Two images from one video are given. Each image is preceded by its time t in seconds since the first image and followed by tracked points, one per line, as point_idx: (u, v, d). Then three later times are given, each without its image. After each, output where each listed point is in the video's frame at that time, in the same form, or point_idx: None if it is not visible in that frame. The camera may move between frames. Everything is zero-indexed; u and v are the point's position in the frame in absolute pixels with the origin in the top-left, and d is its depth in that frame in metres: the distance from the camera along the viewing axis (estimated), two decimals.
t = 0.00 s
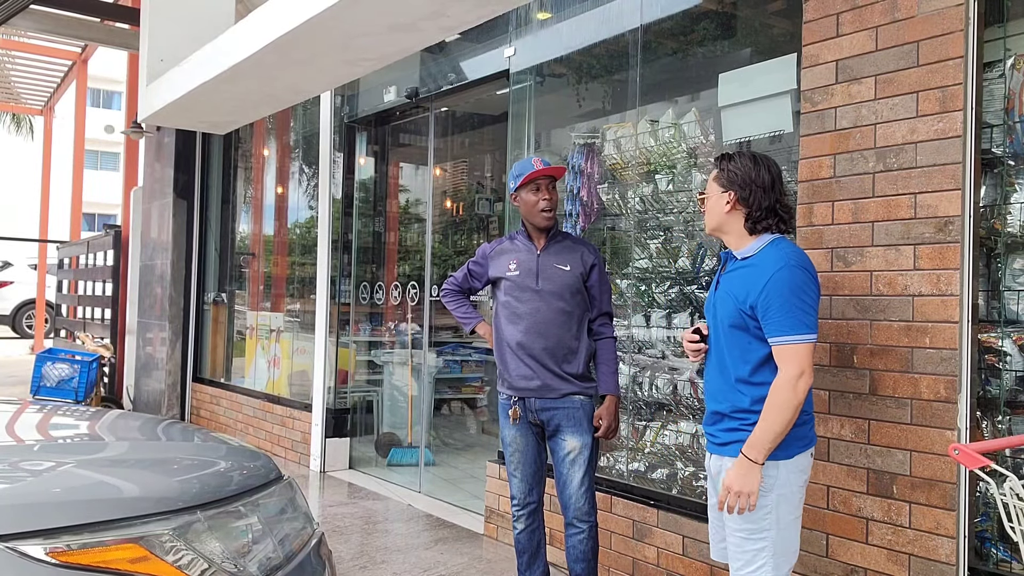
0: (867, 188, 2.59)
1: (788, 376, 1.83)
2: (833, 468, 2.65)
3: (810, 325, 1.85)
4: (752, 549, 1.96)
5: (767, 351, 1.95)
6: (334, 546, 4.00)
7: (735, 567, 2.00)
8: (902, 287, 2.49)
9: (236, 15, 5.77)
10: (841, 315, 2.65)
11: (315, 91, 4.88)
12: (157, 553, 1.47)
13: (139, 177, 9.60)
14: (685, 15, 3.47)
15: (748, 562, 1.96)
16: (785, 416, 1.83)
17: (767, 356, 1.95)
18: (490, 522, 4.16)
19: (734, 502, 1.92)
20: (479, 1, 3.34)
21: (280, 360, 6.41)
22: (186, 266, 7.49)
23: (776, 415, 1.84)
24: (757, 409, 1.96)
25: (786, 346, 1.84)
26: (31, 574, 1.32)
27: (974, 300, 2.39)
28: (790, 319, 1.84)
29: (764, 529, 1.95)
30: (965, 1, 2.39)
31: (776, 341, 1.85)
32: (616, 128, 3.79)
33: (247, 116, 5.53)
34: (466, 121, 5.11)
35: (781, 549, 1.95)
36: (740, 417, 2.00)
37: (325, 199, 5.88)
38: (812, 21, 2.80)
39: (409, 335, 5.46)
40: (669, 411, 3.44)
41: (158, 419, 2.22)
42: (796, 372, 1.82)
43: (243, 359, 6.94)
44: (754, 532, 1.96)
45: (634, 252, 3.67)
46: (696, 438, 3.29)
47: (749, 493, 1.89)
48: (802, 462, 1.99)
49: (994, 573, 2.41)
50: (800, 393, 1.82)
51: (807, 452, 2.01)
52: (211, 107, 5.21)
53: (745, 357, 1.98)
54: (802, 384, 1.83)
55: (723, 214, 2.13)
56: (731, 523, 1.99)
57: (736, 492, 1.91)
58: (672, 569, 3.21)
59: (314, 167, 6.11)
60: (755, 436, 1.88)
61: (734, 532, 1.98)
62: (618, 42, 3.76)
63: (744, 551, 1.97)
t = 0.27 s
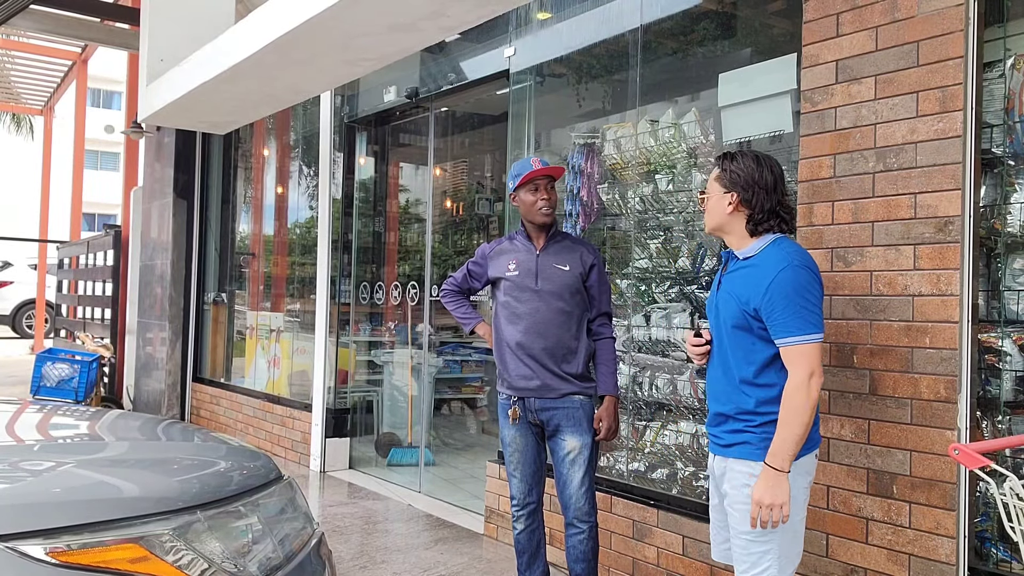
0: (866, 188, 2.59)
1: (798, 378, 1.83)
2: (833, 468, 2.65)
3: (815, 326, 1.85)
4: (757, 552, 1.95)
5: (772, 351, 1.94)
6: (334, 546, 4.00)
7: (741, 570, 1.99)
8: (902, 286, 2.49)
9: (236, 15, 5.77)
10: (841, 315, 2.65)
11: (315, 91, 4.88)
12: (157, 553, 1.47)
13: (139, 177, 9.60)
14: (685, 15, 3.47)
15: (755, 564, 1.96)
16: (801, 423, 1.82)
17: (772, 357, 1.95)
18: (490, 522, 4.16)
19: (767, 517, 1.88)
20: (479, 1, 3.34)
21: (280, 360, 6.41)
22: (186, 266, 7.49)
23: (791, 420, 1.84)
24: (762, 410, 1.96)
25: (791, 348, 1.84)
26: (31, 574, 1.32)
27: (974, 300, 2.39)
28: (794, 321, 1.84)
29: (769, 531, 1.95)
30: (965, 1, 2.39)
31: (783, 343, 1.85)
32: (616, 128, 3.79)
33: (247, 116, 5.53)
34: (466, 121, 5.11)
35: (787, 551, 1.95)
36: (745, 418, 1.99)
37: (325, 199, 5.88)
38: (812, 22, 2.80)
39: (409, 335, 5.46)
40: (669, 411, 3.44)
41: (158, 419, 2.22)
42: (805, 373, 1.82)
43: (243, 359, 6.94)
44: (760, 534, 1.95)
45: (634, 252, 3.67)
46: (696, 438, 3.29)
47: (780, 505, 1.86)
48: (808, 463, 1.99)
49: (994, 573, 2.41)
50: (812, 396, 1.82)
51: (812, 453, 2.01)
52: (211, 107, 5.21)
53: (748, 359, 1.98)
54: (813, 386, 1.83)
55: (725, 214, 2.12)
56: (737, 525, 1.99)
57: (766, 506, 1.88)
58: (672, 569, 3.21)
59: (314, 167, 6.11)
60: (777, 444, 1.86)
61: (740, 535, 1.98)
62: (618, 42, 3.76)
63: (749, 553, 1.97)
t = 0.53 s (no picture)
0: (866, 188, 2.59)
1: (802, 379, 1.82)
2: (833, 468, 2.65)
3: (822, 327, 1.84)
4: (763, 555, 1.95)
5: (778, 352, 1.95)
6: (334, 546, 4.00)
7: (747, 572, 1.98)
8: (902, 286, 2.49)
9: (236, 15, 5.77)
10: (841, 315, 2.65)
11: (315, 91, 4.88)
12: (157, 553, 1.47)
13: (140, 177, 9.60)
14: (685, 15, 3.47)
15: (762, 566, 1.95)
16: (798, 423, 1.82)
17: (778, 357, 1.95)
18: (491, 522, 4.16)
19: (755, 514, 1.89)
20: (479, 1, 3.34)
21: (280, 360, 6.41)
22: (186, 266, 7.49)
23: (790, 419, 1.83)
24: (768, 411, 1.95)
25: (794, 350, 1.84)
26: (31, 574, 1.31)
27: (974, 300, 2.39)
28: (801, 322, 1.84)
29: (775, 534, 1.94)
30: (965, 1, 2.39)
31: (789, 344, 1.84)
32: (616, 128, 3.79)
33: (247, 116, 5.53)
34: (466, 121, 5.11)
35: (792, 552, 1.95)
36: (751, 419, 1.99)
37: (325, 199, 5.88)
38: (812, 22, 2.80)
39: (409, 335, 5.46)
40: (669, 411, 3.44)
41: (158, 419, 2.22)
42: (810, 375, 1.82)
43: (243, 359, 6.94)
44: (766, 536, 1.95)
45: (634, 252, 3.67)
46: (697, 438, 3.29)
47: (769, 503, 1.87)
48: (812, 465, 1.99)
49: (994, 573, 2.41)
50: (813, 398, 1.82)
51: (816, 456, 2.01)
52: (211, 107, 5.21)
53: (753, 359, 1.98)
54: (814, 389, 1.83)
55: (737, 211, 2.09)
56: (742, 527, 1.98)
57: (755, 504, 1.89)
58: (672, 569, 3.21)
59: (314, 167, 6.11)
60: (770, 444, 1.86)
61: (746, 537, 1.97)
62: (618, 42, 3.76)
63: (755, 556, 1.96)
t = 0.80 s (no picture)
0: (866, 188, 2.59)
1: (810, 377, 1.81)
2: (833, 468, 2.65)
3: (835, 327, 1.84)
4: (773, 558, 1.94)
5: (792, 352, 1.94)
6: (334, 546, 4.00)
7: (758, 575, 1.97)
8: (902, 286, 2.49)
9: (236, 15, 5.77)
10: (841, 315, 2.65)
11: (315, 91, 4.88)
12: (157, 553, 1.47)
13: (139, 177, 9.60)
14: (685, 15, 3.47)
15: (773, 567, 1.95)
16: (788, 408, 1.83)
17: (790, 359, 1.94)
18: (491, 522, 4.16)
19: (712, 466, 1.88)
20: (479, 1, 3.34)
21: (280, 360, 6.41)
22: (186, 266, 7.49)
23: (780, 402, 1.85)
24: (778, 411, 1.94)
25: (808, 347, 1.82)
26: (30, 574, 1.31)
27: (974, 300, 2.39)
28: (816, 319, 1.83)
29: (786, 537, 1.94)
30: (965, 1, 2.39)
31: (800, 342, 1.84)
32: (616, 128, 3.79)
33: (247, 116, 5.53)
34: (466, 121, 5.11)
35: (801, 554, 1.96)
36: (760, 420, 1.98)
37: (325, 199, 5.88)
38: (812, 21, 2.80)
39: (409, 335, 5.46)
40: (669, 411, 3.44)
41: (157, 420, 2.22)
42: (824, 372, 1.80)
43: (243, 359, 6.94)
44: (777, 539, 1.95)
45: (634, 252, 3.67)
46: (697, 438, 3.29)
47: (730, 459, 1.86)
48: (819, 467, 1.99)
49: (994, 573, 2.41)
50: (817, 394, 1.81)
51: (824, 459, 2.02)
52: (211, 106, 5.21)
53: (765, 359, 1.97)
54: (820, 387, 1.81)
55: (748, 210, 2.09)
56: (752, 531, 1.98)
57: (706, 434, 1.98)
58: (672, 569, 3.21)
59: (314, 167, 6.11)
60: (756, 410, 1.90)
61: (757, 540, 1.97)
62: (618, 42, 3.76)
63: (765, 558, 1.96)
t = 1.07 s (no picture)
0: (866, 188, 2.59)
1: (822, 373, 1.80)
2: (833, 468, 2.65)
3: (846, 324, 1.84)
4: (783, 558, 1.95)
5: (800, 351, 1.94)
6: (334, 546, 4.00)
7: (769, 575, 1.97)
8: (902, 286, 2.49)
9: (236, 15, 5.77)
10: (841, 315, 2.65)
11: (315, 91, 4.88)
12: (157, 553, 1.47)
13: (140, 177, 9.60)
14: (685, 15, 3.47)
15: (783, 566, 1.95)
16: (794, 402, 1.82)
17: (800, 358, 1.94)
18: (490, 522, 4.16)
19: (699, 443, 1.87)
20: (479, 1, 3.34)
21: (280, 360, 6.42)
22: (186, 266, 7.49)
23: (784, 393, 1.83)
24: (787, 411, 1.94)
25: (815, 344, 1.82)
26: (31, 574, 1.32)
27: (974, 300, 2.39)
28: (825, 316, 1.83)
29: (796, 537, 1.95)
30: (965, 1, 2.39)
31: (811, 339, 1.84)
32: (616, 128, 3.79)
33: (247, 116, 5.53)
34: (466, 121, 5.11)
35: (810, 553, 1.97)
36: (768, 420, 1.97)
37: (325, 199, 5.88)
38: (812, 21, 2.80)
39: (409, 335, 5.46)
40: (669, 411, 3.44)
41: (158, 419, 2.22)
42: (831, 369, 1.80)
43: (243, 359, 6.95)
44: (787, 539, 1.95)
45: (634, 252, 3.67)
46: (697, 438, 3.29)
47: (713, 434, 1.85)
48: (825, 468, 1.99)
49: (995, 573, 2.41)
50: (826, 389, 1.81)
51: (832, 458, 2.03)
52: (211, 107, 5.22)
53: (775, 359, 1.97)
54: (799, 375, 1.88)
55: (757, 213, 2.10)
56: (762, 532, 1.98)
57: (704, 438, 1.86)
58: (673, 569, 3.21)
59: (314, 167, 6.11)
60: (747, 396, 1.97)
61: (767, 541, 1.97)
62: (618, 42, 3.76)
63: (775, 559, 1.96)
